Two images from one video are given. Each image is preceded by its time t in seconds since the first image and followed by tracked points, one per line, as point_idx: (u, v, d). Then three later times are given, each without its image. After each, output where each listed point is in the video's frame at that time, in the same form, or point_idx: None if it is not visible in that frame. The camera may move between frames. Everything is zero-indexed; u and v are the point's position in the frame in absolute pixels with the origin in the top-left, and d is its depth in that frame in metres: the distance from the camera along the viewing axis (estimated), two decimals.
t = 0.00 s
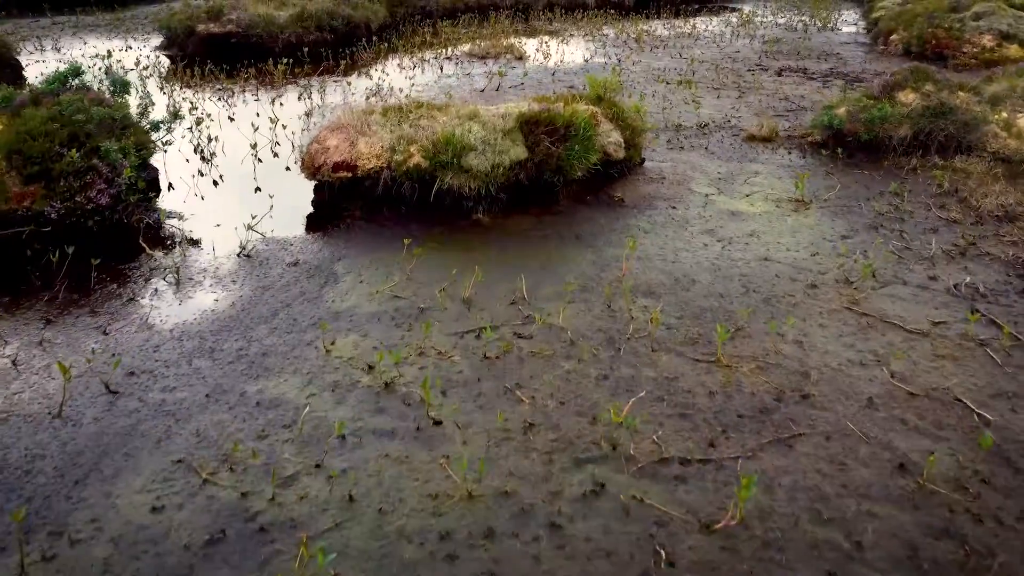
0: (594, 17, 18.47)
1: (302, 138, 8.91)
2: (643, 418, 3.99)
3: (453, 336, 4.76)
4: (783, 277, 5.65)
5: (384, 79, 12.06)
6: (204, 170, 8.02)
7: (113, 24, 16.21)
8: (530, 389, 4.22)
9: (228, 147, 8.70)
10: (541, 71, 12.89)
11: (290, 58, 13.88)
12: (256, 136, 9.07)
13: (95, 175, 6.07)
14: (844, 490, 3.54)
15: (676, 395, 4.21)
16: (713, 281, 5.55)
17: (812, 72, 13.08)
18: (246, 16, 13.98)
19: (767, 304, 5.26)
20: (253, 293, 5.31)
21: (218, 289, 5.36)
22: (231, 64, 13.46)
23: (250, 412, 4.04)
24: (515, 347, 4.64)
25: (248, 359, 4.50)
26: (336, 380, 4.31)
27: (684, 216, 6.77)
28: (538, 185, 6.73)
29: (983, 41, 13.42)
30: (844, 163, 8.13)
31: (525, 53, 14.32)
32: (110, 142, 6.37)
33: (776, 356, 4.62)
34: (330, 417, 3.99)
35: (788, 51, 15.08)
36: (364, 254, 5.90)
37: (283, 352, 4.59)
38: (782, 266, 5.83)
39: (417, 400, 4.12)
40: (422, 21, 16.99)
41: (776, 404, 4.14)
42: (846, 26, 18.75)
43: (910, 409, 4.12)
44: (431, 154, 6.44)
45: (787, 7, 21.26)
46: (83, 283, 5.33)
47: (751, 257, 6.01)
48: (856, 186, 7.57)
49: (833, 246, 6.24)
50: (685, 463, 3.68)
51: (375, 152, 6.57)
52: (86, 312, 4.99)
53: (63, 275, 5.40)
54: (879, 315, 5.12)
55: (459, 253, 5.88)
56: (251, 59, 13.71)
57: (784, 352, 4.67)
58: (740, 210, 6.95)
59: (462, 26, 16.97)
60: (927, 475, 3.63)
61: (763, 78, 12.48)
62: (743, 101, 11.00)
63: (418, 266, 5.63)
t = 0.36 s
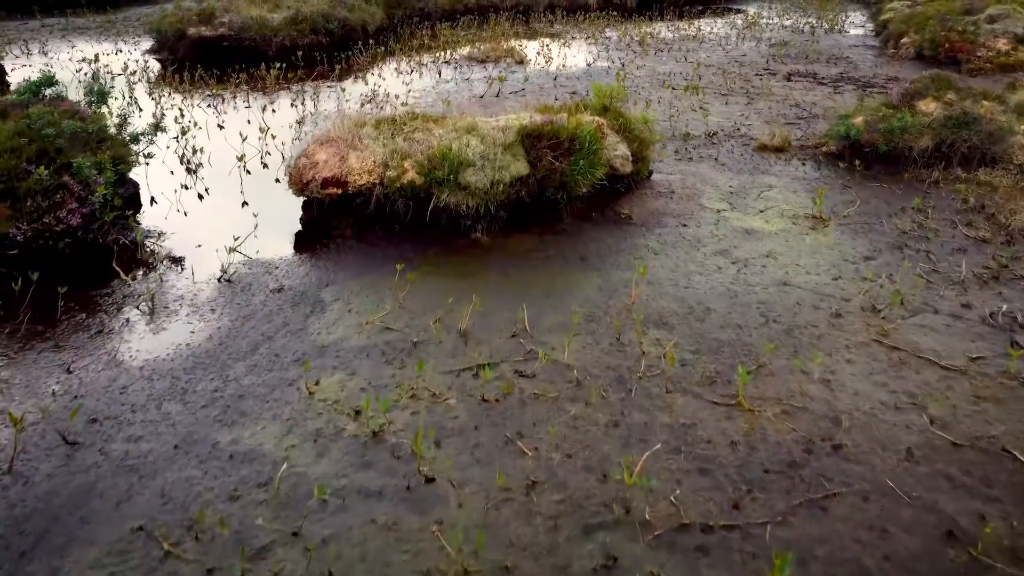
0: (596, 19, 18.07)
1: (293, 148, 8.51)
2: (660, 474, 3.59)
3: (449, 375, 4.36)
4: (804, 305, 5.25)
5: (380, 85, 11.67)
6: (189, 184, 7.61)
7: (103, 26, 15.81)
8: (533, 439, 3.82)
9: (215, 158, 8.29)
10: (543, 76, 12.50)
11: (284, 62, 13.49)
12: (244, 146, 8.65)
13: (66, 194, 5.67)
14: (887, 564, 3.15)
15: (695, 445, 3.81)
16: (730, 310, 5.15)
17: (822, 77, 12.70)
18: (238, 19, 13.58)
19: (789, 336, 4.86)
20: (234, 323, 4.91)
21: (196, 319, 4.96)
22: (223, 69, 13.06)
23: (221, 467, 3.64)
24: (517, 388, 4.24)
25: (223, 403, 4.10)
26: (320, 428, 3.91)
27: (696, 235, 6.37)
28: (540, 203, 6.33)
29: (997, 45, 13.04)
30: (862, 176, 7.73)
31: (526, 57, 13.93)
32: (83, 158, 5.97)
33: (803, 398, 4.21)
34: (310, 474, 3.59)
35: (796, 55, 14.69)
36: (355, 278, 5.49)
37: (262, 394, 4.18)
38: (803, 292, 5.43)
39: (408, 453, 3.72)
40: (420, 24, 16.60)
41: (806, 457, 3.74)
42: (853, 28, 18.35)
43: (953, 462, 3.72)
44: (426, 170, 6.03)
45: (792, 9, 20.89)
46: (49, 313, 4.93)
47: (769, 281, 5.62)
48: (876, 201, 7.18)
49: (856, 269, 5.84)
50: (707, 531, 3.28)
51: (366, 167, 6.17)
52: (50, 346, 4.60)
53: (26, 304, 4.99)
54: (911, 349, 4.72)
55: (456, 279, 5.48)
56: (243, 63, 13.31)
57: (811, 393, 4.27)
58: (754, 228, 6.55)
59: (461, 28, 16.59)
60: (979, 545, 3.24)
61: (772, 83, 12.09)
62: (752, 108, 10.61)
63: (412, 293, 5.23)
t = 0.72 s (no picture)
0: (599, 21, 17.68)
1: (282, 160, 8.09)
2: (679, 549, 3.19)
3: (442, 427, 3.94)
4: (829, 340, 4.84)
5: (376, 92, 11.27)
6: (170, 200, 7.18)
7: (92, 29, 15.39)
8: (536, 507, 3.42)
9: (199, 171, 7.87)
10: (544, 82, 12.09)
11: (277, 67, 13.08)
12: (230, 158, 8.23)
13: (30, 219, 5.27)
14: None
15: (717, 514, 3.41)
16: (749, 346, 4.75)
17: (832, 84, 12.30)
18: (230, 22, 13.17)
19: (815, 377, 4.45)
20: (208, 363, 4.49)
21: (167, 359, 4.55)
22: (213, 74, 12.65)
23: (183, 543, 3.24)
24: (517, 442, 3.83)
25: (190, 462, 3.69)
26: (297, 493, 3.50)
27: (709, 259, 5.96)
28: (542, 225, 5.92)
29: (1013, 50, 12.66)
30: (882, 192, 7.34)
31: (526, 61, 13.54)
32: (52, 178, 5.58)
33: (835, 453, 3.81)
34: (285, 550, 3.19)
35: (804, 59, 14.30)
36: (342, 311, 5.08)
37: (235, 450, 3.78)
38: (827, 324, 5.02)
39: (395, 524, 3.32)
40: (417, 27, 16.20)
41: (841, 528, 3.34)
42: (861, 30, 17.96)
43: (1008, 533, 3.33)
44: (419, 190, 5.61)
45: (797, 11, 20.51)
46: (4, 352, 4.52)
47: (790, 311, 5.21)
48: (898, 220, 6.77)
49: (883, 297, 5.43)
50: None
51: (355, 188, 5.76)
52: (4, 391, 4.19)
53: None
54: (950, 393, 4.31)
55: (452, 311, 5.07)
56: (235, 68, 12.91)
57: (843, 446, 3.87)
58: (771, 251, 6.14)
59: (460, 31, 16.19)
60: None
61: (782, 90, 11.69)
62: (761, 116, 10.20)
63: (403, 329, 4.82)
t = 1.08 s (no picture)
0: (601, 23, 17.28)
1: (272, 174, 7.68)
2: None
3: (436, 487, 3.54)
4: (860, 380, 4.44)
5: (372, 99, 10.87)
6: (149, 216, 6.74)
7: (82, 32, 15.01)
8: None
9: (183, 186, 7.45)
10: (546, 87, 11.70)
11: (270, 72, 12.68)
12: (216, 170, 7.81)
13: None
14: None
15: None
16: (772, 387, 4.35)
17: (844, 90, 11.91)
18: (221, 26, 12.78)
19: (848, 425, 4.04)
20: (178, 409, 4.08)
21: (134, 403, 4.14)
22: (204, 80, 12.25)
23: None
24: (520, 506, 3.42)
25: (152, 533, 3.30)
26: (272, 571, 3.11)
27: (725, 284, 5.57)
28: (546, 248, 5.52)
29: None
30: (905, 209, 6.95)
31: (528, 66, 13.15)
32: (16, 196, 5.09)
33: (875, 518, 3.41)
34: None
35: (813, 63, 13.93)
36: (328, 347, 4.67)
37: (204, 516, 3.38)
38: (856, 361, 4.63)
39: None
40: (415, 29, 15.82)
41: None
42: (869, 33, 17.58)
43: None
44: (413, 212, 5.21)
45: (803, 13, 20.13)
46: None
47: (816, 346, 4.81)
48: (924, 239, 6.38)
49: (914, 328, 5.03)
50: None
51: (344, 209, 5.36)
52: None
53: None
54: (998, 445, 3.91)
55: (448, 346, 4.67)
56: (226, 73, 12.51)
57: (884, 510, 3.46)
58: (790, 276, 5.74)
59: (459, 34, 15.80)
60: None
61: (793, 97, 11.30)
62: (772, 124, 9.81)
63: (394, 368, 4.41)
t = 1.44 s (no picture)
0: (604, 25, 16.90)
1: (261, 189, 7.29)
2: None
3: (432, 559, 3.15)
4: (898, 425, 4.06)
5: (368, 106, 10.49)
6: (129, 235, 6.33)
7: (71, 35, 14.61)
8: None
9: (167, 200, 7.05)
10: (549, 93, 11.31)
11: (263, 77, 12.28)
12: (203, 184, 7.41)
13: None
14: None
15: None
16: (802, 435, 3.96)
17: (856, 95, 11.52)
18: (213, 29, 12.39)
19: (889, 480, 3.66)
20: (147, 461, 3.69)
21: (99, 455, 3.75)
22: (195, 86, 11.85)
23: None
24: None
25: None
26: None
27: (745, 312, 5.18)
28: (551, 274, 5.17)
29: None
30: (931, 226, 6.57)
31: (530, 70, 12.76)
32: None
33: None
34: None
35: (823, 67, 13.55)
36: (315, 386, 4.28)
37: None
38: (891, 402, 4.24)
39: None
40: (414, 32, 15.45)
41: None
42: (878, 35, 17.20)
43: None
44: (408, 237, 4.83)
45: (810, 15, 19.75)
46: None
47: (846, 383, 4.43)
48: (954, 260, 6.00)
49: (952, 363, 4.65)
50: None
51: (334, 232, 4.98)
52: None
53: None
54: None
55: (446, 385, 4.28)
56: (218, 79, 12.12)
57: None
58: (814, 302, 5.36)
59: (459, 37, 15.42)
60: None
61: (804, 104, 10.92)
62: (785, 133, 9.42)
63: (386, 413, 4.02)
